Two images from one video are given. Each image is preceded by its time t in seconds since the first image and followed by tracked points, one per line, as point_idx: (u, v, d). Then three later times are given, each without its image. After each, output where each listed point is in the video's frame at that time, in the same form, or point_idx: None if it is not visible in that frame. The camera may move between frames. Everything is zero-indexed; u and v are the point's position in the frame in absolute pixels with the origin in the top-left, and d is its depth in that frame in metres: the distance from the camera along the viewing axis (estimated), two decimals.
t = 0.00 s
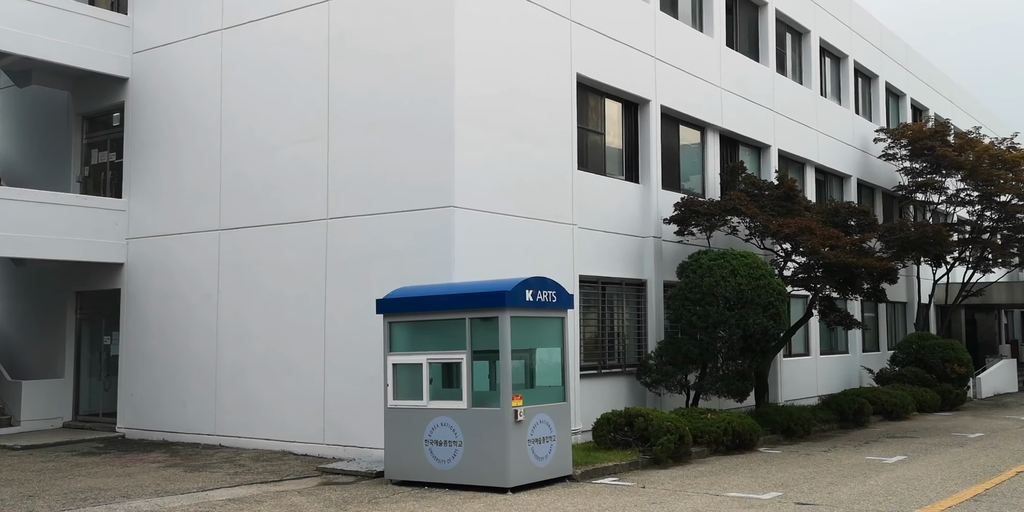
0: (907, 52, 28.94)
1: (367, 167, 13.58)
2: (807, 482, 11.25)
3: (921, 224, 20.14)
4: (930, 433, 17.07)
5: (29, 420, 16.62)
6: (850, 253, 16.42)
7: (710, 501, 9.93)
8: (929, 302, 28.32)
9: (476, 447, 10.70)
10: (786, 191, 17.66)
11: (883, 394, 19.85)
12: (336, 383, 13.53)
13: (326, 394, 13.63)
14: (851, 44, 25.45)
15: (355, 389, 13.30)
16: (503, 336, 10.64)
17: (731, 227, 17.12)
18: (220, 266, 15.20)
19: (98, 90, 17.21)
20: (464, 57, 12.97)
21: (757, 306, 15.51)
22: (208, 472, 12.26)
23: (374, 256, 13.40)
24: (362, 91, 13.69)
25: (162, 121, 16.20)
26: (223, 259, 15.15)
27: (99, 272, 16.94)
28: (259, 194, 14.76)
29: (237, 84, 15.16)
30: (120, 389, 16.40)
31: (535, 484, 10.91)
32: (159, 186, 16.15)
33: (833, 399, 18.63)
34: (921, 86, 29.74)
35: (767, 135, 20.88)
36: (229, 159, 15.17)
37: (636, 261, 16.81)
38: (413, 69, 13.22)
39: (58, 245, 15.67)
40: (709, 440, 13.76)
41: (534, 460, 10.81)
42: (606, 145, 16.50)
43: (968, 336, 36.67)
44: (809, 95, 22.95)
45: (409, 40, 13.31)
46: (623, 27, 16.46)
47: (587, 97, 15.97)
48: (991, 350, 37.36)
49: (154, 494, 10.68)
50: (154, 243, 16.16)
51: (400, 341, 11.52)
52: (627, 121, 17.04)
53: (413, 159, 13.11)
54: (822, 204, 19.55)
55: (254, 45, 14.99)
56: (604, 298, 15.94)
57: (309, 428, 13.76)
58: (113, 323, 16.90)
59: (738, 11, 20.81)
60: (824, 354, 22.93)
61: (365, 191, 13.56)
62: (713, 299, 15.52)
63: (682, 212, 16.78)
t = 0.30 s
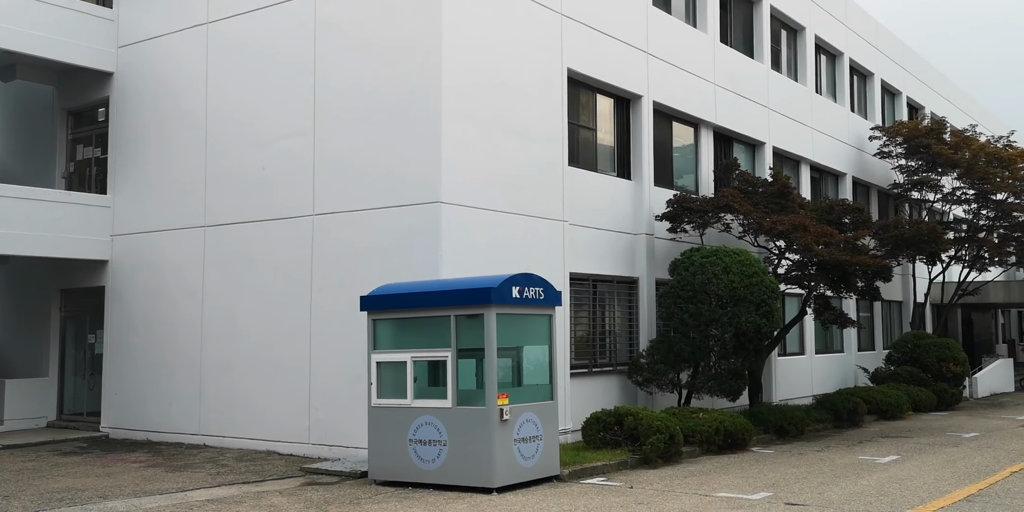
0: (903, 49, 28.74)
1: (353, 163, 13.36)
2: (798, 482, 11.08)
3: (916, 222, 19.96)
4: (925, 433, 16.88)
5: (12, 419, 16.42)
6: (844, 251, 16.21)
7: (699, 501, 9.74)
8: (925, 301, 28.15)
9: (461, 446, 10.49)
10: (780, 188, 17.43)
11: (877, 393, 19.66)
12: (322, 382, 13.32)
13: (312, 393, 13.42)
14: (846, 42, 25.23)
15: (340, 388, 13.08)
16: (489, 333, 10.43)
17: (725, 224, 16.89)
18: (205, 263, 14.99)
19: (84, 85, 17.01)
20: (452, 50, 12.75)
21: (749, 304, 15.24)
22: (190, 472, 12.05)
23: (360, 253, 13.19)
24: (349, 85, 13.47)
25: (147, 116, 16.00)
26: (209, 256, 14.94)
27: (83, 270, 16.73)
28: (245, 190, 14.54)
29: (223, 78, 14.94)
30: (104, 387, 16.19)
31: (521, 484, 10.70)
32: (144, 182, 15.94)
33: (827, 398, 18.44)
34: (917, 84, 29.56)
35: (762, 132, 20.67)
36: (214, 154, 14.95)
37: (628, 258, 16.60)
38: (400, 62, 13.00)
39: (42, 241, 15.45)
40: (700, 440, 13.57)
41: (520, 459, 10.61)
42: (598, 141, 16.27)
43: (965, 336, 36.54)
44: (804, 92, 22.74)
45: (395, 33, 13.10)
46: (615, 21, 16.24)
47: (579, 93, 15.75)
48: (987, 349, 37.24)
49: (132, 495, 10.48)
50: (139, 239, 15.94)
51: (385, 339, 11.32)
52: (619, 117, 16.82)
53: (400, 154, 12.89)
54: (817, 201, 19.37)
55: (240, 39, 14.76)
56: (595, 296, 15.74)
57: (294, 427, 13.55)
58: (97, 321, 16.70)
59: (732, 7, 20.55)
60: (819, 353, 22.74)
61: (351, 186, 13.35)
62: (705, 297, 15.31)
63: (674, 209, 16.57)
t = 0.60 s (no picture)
0: (890, 48, 28.68)
1: (332, 161, 13.17)
2: (781, 484, 10.95)
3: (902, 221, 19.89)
4: (911, 434, 16.78)
5: None
6: (829, 250, 16.10)
7: (680, 504, 9.60)
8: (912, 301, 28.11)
9: (439, 449, 10.32)
10: (766, 187, 17.28)
11: (864, 394, 19.57)
12: (301, 382, 13.12)
13: (290, 393, 13.22)
14: (834, 41, 25.13)
15: (319, 389, 12.89)
16: (468, 333, 10.26)
17: (710, 223, 16.74)
18: (183, 262, 14.77)
19: (60, 82, 16.78)
20: (432, 46, 12.56)
21: (734, 304, 15.09)
22: (164, 475, 11.85)
23: (339, 252, 13.00)
24: (328, 81, 13.27)
25: (125, 114, 15.77)
26: (186, 255, 14.72)
27: (60, 269, 16.49)
28: (224, 188, 14.33)
29: (201, 75, 14.73)
30: (81, 388, 15.95)
31: (501, 487, 10.54)
32: (122, 180, 15.70)
33: (813, 398, 18.34)
34: (904, 84, 29.52)
35: (748, 131, 20.54)
36: (192, 152, 14.74)
37: (613, 257, 16.44)
38: (380, 58, 12.80)
39: (17, 240, 15.20)
40: (684, 441, 13.43)
41: (499, 461, 10.44)
42: (582, 139, 16.10)
43: (952, 336, 36.59)
44: (791, 91, 22.62)
45: (376, 29, 12.89)
46: (600, 18, 16.07)
47: (563, 90, 15.57)
48: (974, 349, 37.29)
49: (102, 498, 10.28)
50: (116, 238, 15.71)
51: (363, 339, 11.14)
52: (603, 115, 16.65)
53: (379, 152, 12.70)
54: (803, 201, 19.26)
55: (218, 34, 14.54)
56: (579, 296, 15.58)
57: (273, 429, 13.35)
58: (74, 321, 16.46)
59: (719, 6, 20.40)
60: (806, 353, 22.64)
61: (330, 185, 13.16)
62: (690, 297, 15.16)
63: (659, 208, 16.41)
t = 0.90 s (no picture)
0: (875, 48, 28.62)
1: (308, 157, 12.92)
2: (763, 485, 10.77)
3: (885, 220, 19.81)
4: (895, 434, 16.66)
5: None
6: (813, 249, 15.95)
7: (660, 506, 9.40)
8: (896, 300, 28.06)
9: (414, 450, 10.10)
10: (750, 185, 17.11)
11: (848, 393, 19.45)
12: (275, 382, 12.88)
13: (265, 393, 12.98)
14: (819, 39, 25.03)
15: (294, 389, 12.65)
16: (443, 331, 10.05)
17: (693, 221, 16.57)
18: (157, 260, 14.50)
19: (33, 76, 16.47)
20: (409, 39, 12.34)
21: (717, 303, 14.93)
22: (135, 476, 11.58)
23: (315, 250, 12.76)
24: (304, 75, 13.02)
25: (99, 109, 15.49)
26: (160, 252, 14.46)
27: (33, 267, 16.17)
28: (198, 184, 14.08)
29: (176, 69, 14.46)
30: (53, 388, 15.65)
31: (477, 489, 10.33)
32: (95, 176, 15.43)
33: (797, 398, 18.20)
34: (889, 83, 29.48)
35: (733, 129, 20.40)
36: (167, 148, 14.47)
37: (595, 256, 16.25)
38: (357, 52, 12.57)
39: None
40: (665, 441, 13.25)
41: (476, 463, 10.22)
42: (564, 136, 15.90)
43: (936, 336, 36.63)
44: (776, 89, 22.50)
45: (353, 22, 12.66)
46: (582, 13, 15.88)
47: (544, 86, 15.37)
48: (958, 348, 37.33)
49: (68, 501, 10.00)
50: (89, 235, 15.43)
51: (338, 338, 10.91)
52: (586, 112, 16.46)
53: (356, 147, 12.47)
54: (787, 199, 19.13)
55: (194, 28, 14.28)
56: (561, 295, 15.38)
57: (247, 430, 13.10)
58: (47, 320, 16.15)
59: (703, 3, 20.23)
60: (791, 353, 22.52)
61: (306, 181, 12.92)
62: (672, 296, 14.99)
63: (642, 206, 16.22)
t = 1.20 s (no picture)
0: (862, 46, 28.54)
1: (287, 152, 12.70)
2: (746, 487, 10.62)
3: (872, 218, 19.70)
4: (881, 434, 16.55)
5: None
6: (799, 247, 15.82)
7: (642, 508, 9.24)
8: (883, 300, 27.99)
9: (391, 451, 9.90)
10: (736, 183, 16.94)
11: (835, 393, 19.33)
12: (253, 381, 12.64)
13: (243, 393, 12.74)
14: (806, 37, 24.91)
15: (271, 389, 12.42)
16: (422, 330, 9.85)
17: (679, 219, 16.39)
18: (134, 257, 14.23)
19: (9, 70, 16.18)
20: (390, 32, 12.13)
21: (702, 302, 14.77)
22: (108, 478, 11.34)
23: (294, 247, 12.52)
24: (283, 68, 12.79)
25: (75, 103, 15.22)
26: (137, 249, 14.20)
27: (8, 264, 15.88)
28: (176, 180, 13.82)
29: (154, 63, 14.21)
30: (28, 388, 15.36)
31: (457, 491, 10.13)
32: (71, 172, 15.15)
33: (784, 398, 18.06)
34: (876, 82, 29.41)
35: (720, 127, 20.25)
36: (144, 143, 14.22)
37: (580, 254, 16.06)
38: (337, 46, 12.35)
39: None
40: (650, 442, 13.09)
41: (455, 464, 10.03)
42: (549, 133, 15.70)
43: (923, 336, 36.65)
44: (764, 87, 22.36)
45: (332, 15, 12.43)
46: (567, 8, 15.68)
47: (529, 82, 15.18)
48: (945, 348, 37.34)
49: (37, 504, 9.76)
50: (65, 232, 15.15)
51: (315, 337, 10.69)
52: (571, 108, 16.26)
53: (335, 143, 12.25)
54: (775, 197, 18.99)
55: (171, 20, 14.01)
56: (546, 293, 15.17)
57: (224, 431, 12.87)
58: (22, 318, 15.87)
59: None
60: (778, 352, 22.38)
61: (285, 177, 12.69)
62: (657, 295, 14.82)
63: (627, 204, 16.04)
